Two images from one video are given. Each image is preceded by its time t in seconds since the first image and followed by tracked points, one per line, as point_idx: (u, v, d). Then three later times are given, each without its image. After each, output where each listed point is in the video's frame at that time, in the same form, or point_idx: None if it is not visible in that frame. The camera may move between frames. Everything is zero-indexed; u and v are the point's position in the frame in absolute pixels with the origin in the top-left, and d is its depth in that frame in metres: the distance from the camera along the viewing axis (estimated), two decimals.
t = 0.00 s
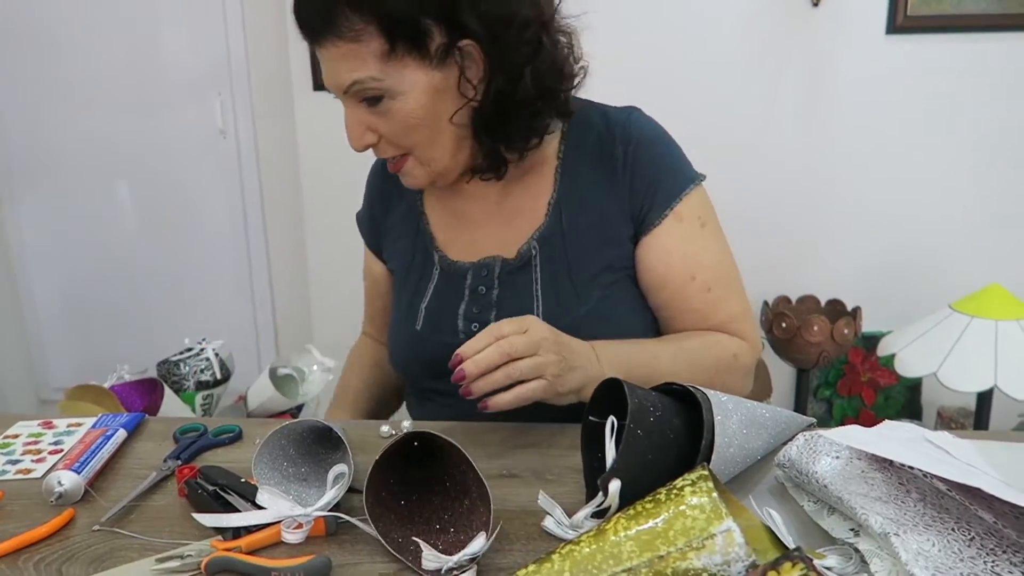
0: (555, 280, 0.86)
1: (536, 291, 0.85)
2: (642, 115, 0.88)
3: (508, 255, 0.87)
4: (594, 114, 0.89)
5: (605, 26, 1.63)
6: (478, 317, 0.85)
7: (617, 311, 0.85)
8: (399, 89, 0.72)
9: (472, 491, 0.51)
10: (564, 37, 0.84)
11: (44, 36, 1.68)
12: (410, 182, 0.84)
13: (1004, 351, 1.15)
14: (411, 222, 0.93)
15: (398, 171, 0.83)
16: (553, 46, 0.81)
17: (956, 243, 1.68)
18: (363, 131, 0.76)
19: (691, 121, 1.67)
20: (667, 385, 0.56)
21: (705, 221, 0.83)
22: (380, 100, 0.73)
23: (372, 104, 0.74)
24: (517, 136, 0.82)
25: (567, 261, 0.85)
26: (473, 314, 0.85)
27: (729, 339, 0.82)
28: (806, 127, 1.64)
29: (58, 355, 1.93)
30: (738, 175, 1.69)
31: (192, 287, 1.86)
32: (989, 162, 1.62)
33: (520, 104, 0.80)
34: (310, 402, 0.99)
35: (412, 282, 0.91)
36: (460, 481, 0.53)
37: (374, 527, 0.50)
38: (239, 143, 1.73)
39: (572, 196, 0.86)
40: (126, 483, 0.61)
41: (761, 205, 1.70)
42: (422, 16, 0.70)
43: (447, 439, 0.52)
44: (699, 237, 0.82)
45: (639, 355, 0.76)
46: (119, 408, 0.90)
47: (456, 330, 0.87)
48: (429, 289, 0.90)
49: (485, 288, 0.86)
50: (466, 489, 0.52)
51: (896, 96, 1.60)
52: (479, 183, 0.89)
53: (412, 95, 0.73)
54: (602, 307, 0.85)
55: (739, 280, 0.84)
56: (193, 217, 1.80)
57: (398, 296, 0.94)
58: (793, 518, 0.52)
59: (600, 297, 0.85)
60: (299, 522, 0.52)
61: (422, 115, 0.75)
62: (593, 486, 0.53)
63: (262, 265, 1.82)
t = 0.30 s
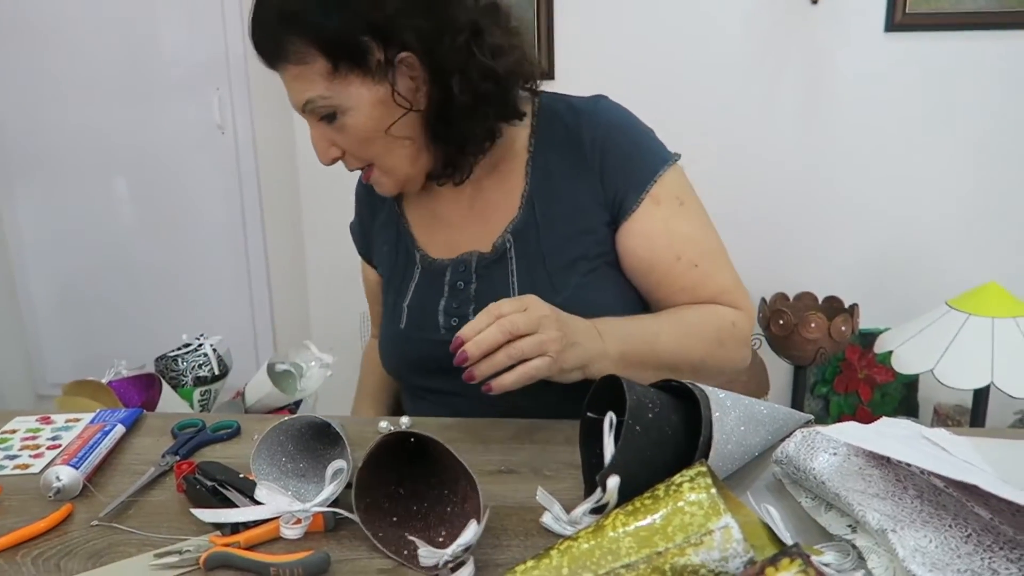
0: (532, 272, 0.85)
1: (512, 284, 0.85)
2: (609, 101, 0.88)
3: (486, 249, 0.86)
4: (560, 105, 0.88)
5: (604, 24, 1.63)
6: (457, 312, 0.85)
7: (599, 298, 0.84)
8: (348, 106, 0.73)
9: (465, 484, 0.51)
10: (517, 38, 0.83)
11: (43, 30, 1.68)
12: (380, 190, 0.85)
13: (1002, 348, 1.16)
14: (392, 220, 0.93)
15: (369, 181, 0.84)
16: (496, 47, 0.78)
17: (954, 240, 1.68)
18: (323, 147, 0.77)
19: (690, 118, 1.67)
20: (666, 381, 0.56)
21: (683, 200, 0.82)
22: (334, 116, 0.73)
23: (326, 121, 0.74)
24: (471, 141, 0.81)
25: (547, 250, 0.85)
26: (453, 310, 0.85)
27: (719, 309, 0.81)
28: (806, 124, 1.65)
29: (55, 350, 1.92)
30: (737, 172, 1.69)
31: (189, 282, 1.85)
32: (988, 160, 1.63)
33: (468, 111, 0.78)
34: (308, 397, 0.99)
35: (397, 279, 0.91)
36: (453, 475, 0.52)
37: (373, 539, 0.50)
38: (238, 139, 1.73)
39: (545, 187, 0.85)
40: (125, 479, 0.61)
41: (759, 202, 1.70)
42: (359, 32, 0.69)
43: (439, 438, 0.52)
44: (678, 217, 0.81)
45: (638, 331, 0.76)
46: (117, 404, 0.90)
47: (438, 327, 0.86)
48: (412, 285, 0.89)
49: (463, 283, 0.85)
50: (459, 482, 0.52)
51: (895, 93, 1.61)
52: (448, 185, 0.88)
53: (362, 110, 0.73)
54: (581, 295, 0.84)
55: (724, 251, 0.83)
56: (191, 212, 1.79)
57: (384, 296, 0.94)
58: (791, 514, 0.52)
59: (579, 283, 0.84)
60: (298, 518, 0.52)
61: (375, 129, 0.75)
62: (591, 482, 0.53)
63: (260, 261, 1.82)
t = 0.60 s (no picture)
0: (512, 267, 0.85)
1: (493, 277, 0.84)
2: (586, 95, 0.86)
3: (466, 243, 0.86)
4: (537, 101, 0.86)
5: (606, 21, 1.63)
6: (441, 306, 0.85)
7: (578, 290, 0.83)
8: (328, 122, 0.72)
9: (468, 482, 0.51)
10: (491, 42, 0.80)
11: (45, 26, 1.68)
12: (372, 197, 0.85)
13: (1005, 346, 1.15)
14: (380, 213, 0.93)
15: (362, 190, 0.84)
16: (464, 56, 0.76)
17: (957, 238, 1.67)
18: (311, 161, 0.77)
19: (692, 115, 1.66)
20: (668, 377, 0.55)
21: (662, 191, 0.79)
22: (318, 131, 0.73)
23: (310, 137, 0.74)
24: (450, 149, 0.80)
25: (524, 240, 0.84)
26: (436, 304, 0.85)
27: (699, 295, 0.77)
28: (808, 121, 1.64)
29: (57, 346, 1.93)
30: (740, 169, 1.68)
31: (191, 279, 1.85)
32: (991, 158, 1.62)
33: (444, 120, 0.77)
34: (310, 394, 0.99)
35: (385, 273, 0.91)
36: (455, 474, 0.52)
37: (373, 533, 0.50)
38: (239, 135, 1.72)
39: (522, 181, 0.84)
40: (126, 474, 0.61)
41: (762, 200, 1.70)
42: (330, 51, 0.69)
43: (441, 433, 0.52)
44: (655, 207, 0.78)
45: (616, 311, 0.74)
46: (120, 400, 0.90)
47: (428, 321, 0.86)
48: (398, 280, 0.89)
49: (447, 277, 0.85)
50: (461, 479, 0.52)
51: (898, 91, 1.60)
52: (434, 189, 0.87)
53: (342, 126, 0.73)
54: (561, 287, 0.83)
55: (708, 241, 0.79)
56: (192, 209, 1.79)
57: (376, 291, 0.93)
58: (794, 512, 0.52)
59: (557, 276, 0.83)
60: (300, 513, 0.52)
61: (358, 141, 0.75)
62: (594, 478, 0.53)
63: (261, 257, 1.82)
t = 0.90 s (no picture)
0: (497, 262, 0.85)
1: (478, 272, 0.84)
2: (573, 91, 0.85)
3: (453, 238, 0.86)
4: (524, 95, 0.86)
5: (606, 17, 1.62)
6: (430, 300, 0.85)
7: (561, 286, 0.83)
8: (323, 119, 0.72)
9: (469, 478, 0.51)
10: (482, 42, 0.80)
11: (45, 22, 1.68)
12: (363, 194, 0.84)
13: (1005, 342, 1.16)
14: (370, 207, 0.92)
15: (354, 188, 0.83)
16: (455, 57, 0.75)
17: (958, 235, 1.67)
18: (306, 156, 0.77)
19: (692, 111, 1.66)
20: (668, 373, 0.55)
21: (645, 186, 0.79)
22: (313, 128, 0.73)
23: (305, 133, 0.74)
24: (441, 150, 0.80)
25: (505, 234, 0.84)
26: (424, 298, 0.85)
27: (679, 291, 0.76)
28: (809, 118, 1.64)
29: (58, 342, 1.93)
30: (741, 166, 1.68)
31: (191, 275, 1.85)
32: (993, 154, 1.62)
33: (436, 120, 0.77)
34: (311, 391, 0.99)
35: (377, 267, 0.91)
36: (453, 473, 0.52)
37: (373, 528, 0.50)
38: (240, 132, 1.72)
39: (506, 176, 0.84)
40: (127, 471, 0.61)
41: (762, 196, 1.69)
42: (326, 49, 0.68)
43: (441, 429, 0.52)
44: (638, 203, 0.78)
45: (594, 305, 0.74)
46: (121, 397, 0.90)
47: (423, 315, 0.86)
48: (388, 274, 0.89)
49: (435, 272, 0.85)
50: (461, 474, 0.52)
51: (899, 88, 1.60)
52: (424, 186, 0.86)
53: (336, 123, 0.72)
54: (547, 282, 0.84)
55: (690, 237, 0.78)
56: (192, 205, 1.79)
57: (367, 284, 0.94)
58: (793, 507, 0.52)
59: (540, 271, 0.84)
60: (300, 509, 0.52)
61: (352, 138, 0.74)
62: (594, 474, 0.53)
63: (262, 253, 1.82)
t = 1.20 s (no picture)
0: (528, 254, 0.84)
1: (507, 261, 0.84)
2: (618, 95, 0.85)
3: (484, 226, 0.86)
4: (568, 93, 0.86)
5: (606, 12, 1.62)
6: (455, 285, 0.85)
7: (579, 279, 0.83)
8: (382, 91, 0.72)
9: (469, 475, 0.51)
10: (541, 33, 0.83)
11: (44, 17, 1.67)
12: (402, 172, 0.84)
13: (1005, 339, 1.16)
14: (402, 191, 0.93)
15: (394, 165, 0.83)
16: (522, 43, 0.79)
17: (958, 231, 1.67)
18: (354, 130, 0.76)
19: (692, 107, 1.66)
20: (667, 369, 0.55)
21: (678, 193, 0.79)
22: (369, 100, 0.73)
23: (359, 105, 0.73)
24: (491, 132, 0.81)
25: (539, 232, 0.84)
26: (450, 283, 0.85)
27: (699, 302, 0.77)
28: (809, 114, 1.64)
29: (58, 338, 1.93)
30: (740, 163, 1.68)
31: (191, 272, 1.85)
32: (993, 151, 1.62)
33: (493, 101, 0.79)
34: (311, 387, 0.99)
35: (403, 249, 0.91)
36: (454, 469, 0.52)
37: (373, 524, 0.50)
38: (240, 128, 1.72)
39: (542, 171, 0.84)
40: (127, 467, 0.61)
41: (763, 192, 1.69)
42: (397, 21, 0.68)
43: (442, 425, 0.52)
44: (670, 208, 0.78)
45: (601, 301, 0.74)
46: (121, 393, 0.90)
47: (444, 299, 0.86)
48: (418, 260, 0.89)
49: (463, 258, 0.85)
50: (461, 472, 0.52)
51: (900, 84, 1.60)
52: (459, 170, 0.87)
53: (395, 96, 0.72)
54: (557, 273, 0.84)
55: (716, 249, 0.79)
56: (192, 201, 1.79)
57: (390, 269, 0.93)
58: (793, 504, 0.52)
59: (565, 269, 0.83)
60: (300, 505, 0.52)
61: (406, 113, 0.74)
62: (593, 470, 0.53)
63: (262, 250, 1.81)
